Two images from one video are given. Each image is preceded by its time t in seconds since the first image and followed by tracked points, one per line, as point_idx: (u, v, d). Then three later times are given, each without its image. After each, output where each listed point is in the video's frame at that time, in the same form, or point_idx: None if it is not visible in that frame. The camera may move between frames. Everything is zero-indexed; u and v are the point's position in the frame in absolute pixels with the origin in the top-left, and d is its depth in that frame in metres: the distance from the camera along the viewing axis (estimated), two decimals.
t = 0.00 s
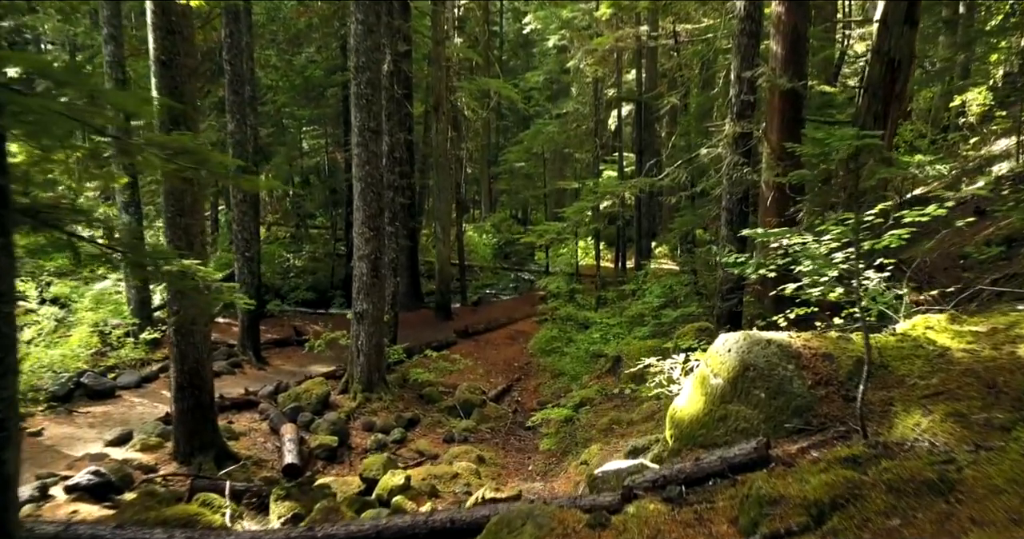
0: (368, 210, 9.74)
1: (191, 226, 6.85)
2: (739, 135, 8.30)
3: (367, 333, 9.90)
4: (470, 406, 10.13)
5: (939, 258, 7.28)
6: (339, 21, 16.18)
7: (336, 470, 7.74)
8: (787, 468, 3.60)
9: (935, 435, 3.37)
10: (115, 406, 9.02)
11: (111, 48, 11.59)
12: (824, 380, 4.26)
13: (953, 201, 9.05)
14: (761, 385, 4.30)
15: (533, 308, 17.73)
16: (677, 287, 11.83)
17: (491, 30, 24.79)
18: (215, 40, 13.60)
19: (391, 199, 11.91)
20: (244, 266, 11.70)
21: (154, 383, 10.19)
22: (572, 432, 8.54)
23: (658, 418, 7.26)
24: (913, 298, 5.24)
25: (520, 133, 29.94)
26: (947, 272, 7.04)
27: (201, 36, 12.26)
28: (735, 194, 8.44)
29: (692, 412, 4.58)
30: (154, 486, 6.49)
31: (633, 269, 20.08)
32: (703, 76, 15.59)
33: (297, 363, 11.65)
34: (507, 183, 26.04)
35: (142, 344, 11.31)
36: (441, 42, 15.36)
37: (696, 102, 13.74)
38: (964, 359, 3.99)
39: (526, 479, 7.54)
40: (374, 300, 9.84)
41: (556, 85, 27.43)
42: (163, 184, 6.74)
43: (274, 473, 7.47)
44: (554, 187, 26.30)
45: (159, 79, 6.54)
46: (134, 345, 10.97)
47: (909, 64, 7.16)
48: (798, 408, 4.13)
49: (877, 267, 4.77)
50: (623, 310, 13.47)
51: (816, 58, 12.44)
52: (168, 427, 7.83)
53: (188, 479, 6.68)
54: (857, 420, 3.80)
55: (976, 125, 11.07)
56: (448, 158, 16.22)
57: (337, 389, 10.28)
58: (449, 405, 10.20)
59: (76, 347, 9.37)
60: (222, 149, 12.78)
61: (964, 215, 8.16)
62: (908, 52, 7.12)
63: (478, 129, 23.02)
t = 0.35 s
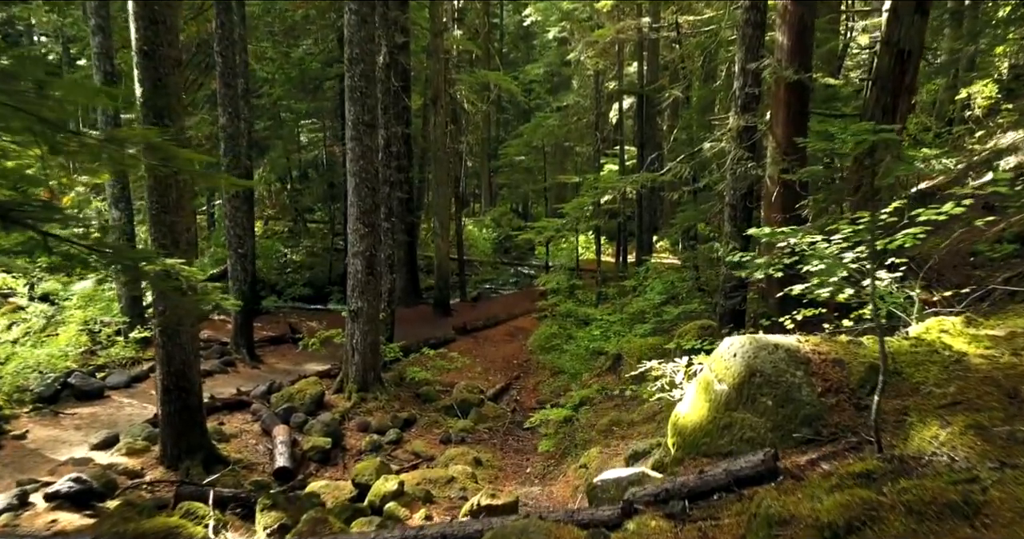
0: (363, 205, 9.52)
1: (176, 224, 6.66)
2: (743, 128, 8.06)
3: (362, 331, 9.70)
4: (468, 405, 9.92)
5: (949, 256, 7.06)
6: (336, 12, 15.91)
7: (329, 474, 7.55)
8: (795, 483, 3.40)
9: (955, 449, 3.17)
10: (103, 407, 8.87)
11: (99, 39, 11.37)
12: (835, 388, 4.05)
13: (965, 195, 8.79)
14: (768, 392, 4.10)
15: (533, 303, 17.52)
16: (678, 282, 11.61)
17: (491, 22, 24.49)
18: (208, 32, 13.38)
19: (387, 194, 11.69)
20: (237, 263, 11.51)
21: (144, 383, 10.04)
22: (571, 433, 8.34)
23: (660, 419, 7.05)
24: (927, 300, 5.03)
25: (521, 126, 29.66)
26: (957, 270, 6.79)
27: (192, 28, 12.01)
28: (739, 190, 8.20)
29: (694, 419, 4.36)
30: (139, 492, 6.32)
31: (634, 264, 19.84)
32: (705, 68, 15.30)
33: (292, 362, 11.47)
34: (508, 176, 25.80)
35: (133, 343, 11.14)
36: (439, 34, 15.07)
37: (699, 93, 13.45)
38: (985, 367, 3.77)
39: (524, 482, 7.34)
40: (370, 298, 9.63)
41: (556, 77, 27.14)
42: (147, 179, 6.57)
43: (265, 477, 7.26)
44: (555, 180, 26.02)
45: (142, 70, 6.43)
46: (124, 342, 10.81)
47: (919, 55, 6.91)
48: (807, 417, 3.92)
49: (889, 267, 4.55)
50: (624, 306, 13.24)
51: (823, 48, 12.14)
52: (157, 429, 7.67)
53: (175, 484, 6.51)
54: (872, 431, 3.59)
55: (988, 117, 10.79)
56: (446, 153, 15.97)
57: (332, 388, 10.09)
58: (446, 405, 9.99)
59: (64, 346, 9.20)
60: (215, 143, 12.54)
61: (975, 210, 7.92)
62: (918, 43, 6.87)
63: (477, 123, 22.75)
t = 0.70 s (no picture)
0: (358, 203, 9.29)
1: (163, 223, 6.47)
2: (749, 124, 7.82)
3: (357, 331, 9.49)
4: (466, 407, 9.72)
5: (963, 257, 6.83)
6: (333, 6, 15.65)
7: (322, 480, 7.35)
8: (808, 504, 3.21)
9: (981, 471, 2.97)
10: (93, 409, 8.67)
11: (90, 33, 11.16)
12: (849, 400, 3.85)
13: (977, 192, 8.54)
14: (777, 404, 3.90)
15: (533, 301, 17.32)
16: (680, 281, 11.38)
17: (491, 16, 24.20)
18: (202, 26, 13.13)
19: (384, 191, 11.45)
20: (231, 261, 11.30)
21: (136, 383, 9.82)
22: (571, 437, 8.14)
23: (662, 424, 6.86)
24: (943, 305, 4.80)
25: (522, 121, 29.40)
26: (969, 271, 6.44)
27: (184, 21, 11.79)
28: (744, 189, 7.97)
29: (699, 430, 4.16)
30: (126, 500, 6.13)
31: (636, 261, 19.60)
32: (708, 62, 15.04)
33: (288, 362, 11.28)
34: (509, 172, 25.56)
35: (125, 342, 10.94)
36: (437, 28, 14.81)
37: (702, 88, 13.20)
38: (1010, 380, 3.56)
39: (522, 488, 7.15)
40: (365, 298, 9.43)
41: (557, 72, 26.86)
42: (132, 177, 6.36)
43: (256, 483, 7.07)
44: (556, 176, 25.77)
45: (126, 65, 6.20)
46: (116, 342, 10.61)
47: (931, 48, 6.66)
48: (820, 431, 3.73)
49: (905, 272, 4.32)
50: (625, 304, 13.02)
51: (829, 42, 11.87)
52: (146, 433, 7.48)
53: (163, 492, 6.32)
54: (889, 449, 3.40)
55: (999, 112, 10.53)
56: (445, 148, 15.74)
57: (328, 389, 9.89)
58: (444, 406, 9.78)
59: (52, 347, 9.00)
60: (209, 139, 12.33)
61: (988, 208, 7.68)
62: (930, 35, 6.62)
63: (477, 118, 22.49)
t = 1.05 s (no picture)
0: (352, 204, 9.04)
1: (148, 226, 6.23)
2: (755, 124, 7.57)
3: (351, 336, 9.25)
4: (462, 414, 9.49)
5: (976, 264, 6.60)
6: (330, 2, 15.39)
7: (312, 492, 7.12)
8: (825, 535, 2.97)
9: (1014, 503, 2.74)
10: (80, 416, 8.43)
11: (80, 30, 10.90)
12: (864, 420, 3.61)
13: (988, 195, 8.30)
14: (788, 423, 3.66)
15: (533, 303, 17.09)
16: (682, 284, 11.14)
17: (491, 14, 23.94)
18: (195, 23, 12.87)
19: (380, 192, 11.22)
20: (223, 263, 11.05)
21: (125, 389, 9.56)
22: (570, 447, 7.90)
23: (664, 435, 6.62)
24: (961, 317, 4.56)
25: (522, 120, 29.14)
26: (983, 278, 6.19)
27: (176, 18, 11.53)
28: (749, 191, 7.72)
29: (704, 449, 3.90)
30: (108, 514, 5.89)
31: (638, 262, 19.36)
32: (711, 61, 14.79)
33: (281, 367, 11.04)
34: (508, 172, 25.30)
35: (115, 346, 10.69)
36: (436, 25, 14.53)
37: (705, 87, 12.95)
38: None
39: (519, 502, 6.93)
40: (359, 301, 9.19)
41: (558, 71, 26.59)
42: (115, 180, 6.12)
43: (245, 494, 6.83)
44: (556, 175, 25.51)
45: (109, 61, 5.95)
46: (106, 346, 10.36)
47: (944, 44, 6.43)
48: (834, 453, 3.49)
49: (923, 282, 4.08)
50: (626, 307, 12.79)
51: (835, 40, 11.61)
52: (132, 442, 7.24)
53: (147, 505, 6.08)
54: (910, 475, 3.16)
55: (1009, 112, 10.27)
56: (444, 148, 15.49)
57: (321, 395, 9.65)
58: (440, 414, 9.55)
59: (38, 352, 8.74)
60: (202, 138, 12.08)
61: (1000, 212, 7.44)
62: (943, 31, 6.38)
63: (477, 117, 22.24)
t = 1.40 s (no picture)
0: (346, 208, 8.82)
1: (131, 230, 6.02)
2: (759, 125, 7.35)
3: (345, 342, 9.03)
4: (459, 422, 9.27)
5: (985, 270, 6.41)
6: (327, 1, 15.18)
7: (303, 504, 6.92)
8: None
9: None
10: (66, 425, 8.22)
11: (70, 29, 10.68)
12: (880, 441, 3.41)
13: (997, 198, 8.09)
14: (798, 443, 3.46)
15: (532, 306, 16.89)
16: (683, 288, 10.92)
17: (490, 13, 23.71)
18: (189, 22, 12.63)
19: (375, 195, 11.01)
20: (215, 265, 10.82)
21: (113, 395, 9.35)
22: (569, 457, 7.69)
23: (665, 447, 6.41)
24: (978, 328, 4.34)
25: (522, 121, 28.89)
26: (994, 285, 6.00)
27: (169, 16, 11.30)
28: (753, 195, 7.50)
29: (709, 468, 3.68)
30: (89, 529, 5.68)
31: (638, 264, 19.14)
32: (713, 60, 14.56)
33: (274, 372, 10.82)
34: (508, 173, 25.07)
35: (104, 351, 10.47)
36: (433, 24, 14.31)
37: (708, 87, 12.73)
38: None
39: (516, 515, 6.72)
40: (353, 306, 8.97)
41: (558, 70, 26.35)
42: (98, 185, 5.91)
43: (232, 507, 6.62)
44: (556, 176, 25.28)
45: (91, 60, 5.73)
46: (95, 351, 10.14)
47: (955, 42, 6.22)
48: (848, 477, 3.29)
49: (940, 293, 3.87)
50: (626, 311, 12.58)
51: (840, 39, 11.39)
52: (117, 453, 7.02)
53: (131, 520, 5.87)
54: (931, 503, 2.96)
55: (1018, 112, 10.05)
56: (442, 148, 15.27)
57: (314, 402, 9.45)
58: (436, 421, 9.34)
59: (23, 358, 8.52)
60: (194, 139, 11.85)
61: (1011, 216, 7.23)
62: (954, 28, 6.17)
63: (476, 117, 22.01)
